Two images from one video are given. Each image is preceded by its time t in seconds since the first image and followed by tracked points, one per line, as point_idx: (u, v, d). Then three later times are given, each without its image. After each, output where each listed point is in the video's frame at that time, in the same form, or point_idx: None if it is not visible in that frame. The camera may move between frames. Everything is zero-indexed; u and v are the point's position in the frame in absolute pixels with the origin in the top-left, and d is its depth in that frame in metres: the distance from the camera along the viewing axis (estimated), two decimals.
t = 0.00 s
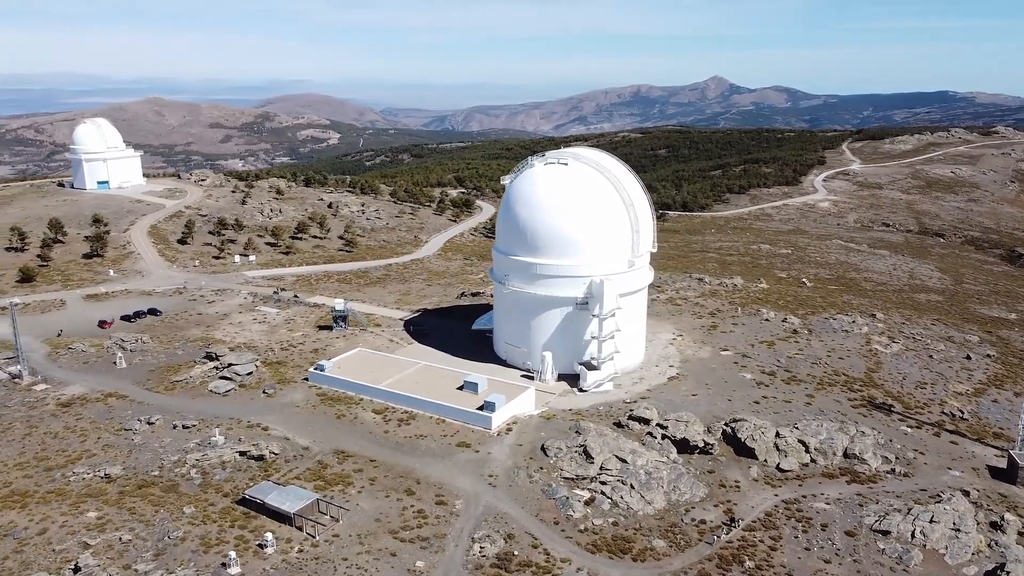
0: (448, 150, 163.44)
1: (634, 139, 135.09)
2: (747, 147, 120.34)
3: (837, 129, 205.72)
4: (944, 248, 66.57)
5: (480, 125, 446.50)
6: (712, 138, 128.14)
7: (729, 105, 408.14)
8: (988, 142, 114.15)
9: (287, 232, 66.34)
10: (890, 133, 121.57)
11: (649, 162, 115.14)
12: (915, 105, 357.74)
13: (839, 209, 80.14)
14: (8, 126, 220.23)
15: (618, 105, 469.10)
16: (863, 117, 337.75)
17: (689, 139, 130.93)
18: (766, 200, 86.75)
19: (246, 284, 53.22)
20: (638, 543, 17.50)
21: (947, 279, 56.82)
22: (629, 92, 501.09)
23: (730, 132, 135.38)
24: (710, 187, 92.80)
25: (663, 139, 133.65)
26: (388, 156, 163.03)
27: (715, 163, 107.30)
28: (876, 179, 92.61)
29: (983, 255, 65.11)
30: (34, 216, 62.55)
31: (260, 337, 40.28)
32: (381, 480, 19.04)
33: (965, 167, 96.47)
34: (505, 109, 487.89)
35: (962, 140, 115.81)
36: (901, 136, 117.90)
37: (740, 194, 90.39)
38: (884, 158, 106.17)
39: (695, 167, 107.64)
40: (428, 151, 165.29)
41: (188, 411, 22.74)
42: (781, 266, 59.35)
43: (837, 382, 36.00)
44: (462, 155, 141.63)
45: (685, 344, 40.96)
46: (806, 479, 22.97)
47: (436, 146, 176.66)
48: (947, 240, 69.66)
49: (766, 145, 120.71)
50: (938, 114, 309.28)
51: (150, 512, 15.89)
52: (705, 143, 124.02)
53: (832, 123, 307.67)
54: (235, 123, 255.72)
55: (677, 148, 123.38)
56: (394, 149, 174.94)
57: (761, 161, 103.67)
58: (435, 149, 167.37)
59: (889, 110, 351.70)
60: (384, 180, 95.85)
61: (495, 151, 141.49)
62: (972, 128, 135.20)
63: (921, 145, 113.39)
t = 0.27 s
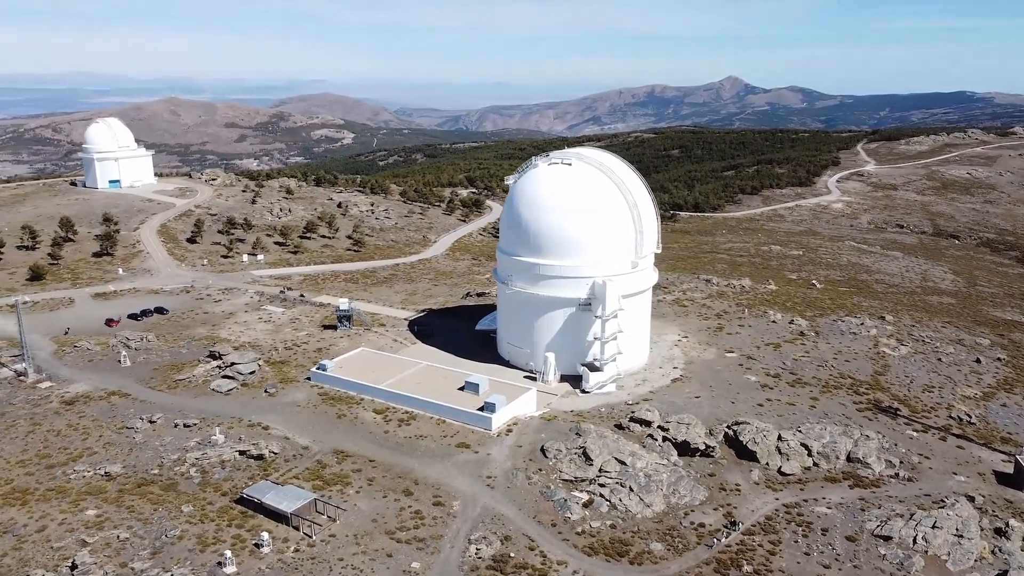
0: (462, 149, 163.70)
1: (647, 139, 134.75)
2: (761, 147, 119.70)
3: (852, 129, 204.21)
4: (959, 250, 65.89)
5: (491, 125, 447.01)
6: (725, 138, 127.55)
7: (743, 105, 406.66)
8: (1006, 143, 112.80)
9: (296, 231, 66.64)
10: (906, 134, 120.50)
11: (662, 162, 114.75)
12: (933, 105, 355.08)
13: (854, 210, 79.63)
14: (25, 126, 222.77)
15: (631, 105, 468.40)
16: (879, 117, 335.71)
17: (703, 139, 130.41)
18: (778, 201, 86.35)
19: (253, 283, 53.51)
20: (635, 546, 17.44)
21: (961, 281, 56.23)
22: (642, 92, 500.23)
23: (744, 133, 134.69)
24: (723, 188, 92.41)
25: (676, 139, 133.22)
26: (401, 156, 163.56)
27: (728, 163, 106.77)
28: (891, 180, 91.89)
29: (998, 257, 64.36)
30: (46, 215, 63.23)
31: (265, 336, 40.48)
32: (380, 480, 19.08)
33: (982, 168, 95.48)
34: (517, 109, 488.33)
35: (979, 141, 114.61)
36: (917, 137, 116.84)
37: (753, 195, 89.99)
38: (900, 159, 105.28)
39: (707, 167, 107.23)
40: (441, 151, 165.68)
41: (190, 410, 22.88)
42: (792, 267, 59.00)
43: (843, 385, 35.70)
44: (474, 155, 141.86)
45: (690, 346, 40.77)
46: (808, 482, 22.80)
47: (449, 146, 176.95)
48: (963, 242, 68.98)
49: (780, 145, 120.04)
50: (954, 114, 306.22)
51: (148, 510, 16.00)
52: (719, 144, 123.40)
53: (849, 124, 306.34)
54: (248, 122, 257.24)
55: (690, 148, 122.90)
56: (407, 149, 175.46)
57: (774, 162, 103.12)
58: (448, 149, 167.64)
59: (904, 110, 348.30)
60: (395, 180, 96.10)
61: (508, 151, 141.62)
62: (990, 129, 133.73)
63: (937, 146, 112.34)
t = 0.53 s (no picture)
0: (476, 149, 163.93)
1: (660, 139, 134.45)
2: (775, 147, 119.05)
3: (868, 130, 202.86)
4: (974, 252, 65.25)
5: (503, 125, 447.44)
6: (739, 139, 127.01)
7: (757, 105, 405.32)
8: None
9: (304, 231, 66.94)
10: (922, 134, 119.48)
11: (675, 162, 114.34)
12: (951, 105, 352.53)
13: (868, 211, 79.06)
14: (42, 125, 225.36)
15: (643, 105, 467.77)
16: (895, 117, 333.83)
17: (717, 139, 129.95)
18: (791, 202, 85.91)
19: (260, 282, 53.78)
20: (632, 549, 17.38)
21: (974, 283, 55.69)
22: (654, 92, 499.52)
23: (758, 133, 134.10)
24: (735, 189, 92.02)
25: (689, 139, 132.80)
26: (415, 156, 164.12)
27: (741, 164, 106.35)
28: (905, 181, 91.20)
29: (1013, 259, 63.66)
30: (57, 213, 63.88)
31: (270, 335, 40.68)
32: (378, 480, 19.11)
33: (999, 169, 94.54)
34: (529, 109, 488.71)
35: (996, 142, 113.43)
36: (933, 138, 115.81)
37: (766, 196, 89.57)
38: (915, 159, 104.43)
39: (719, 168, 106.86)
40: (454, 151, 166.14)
41: (191, 409, 23.03)
42: (803, 269, 58.66)
43: (848, 388, 35.42)
44: (487, 155, 142.08)
45: (695, 347, 40.59)
46: (810, 486, 22.64)
47: (463, 146, 177.11)
48: (978, 244, 68.32)
49: (794, 146, 119.38)
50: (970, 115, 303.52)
51: (146, 509, 16.10)
52: (732, 144, 122.83)
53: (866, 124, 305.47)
54: (261, 122, 258.76)
55: (702, 149, 122.45)
56: (421, 149, 175.93)
57: (788, 162, 102.55)
58: (461, 149, 167.95)
59: (919, 111, 344.95)
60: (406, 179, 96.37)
61: (521, 151, 141.76)
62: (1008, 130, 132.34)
63: (953, 146, 111.33)
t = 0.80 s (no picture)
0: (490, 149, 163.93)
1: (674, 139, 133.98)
2: (790, 148, 118.23)
3: (883, 130, 201.13)
4: (988, 254, 64.54)
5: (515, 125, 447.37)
6: (753, 139, 126.32)
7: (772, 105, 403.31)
8: None
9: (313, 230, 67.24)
10: (938, 135, 118.25)
11: (687, 163, 113.82)
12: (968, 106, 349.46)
13: (882, 212, 78.41)
14: (58, 125, 227.84)
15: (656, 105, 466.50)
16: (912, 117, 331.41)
17: (730, 139, 129.34)
18: (805, 203, 85.39)
19: (267, 281, 54.07)
20: (629, 552, 17.33)
21: (988, 286, 55.06)
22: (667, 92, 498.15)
23: (772, 133, 133.31)
24: (748, 189, 91.52)
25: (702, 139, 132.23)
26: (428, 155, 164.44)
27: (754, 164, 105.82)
28: (920, 182, 90.38)
29: None
30: (68, 212, 64.53)
31: (274, 334, 40.88)
32: (376, 480, 19.15)
33: (1016, 170, 93.46)
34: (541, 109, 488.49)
35: (1014, 143, 112.11)
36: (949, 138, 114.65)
37: (778, 197, 89.05)
38: (931, 160, 103.48)
39: (731, 168, 106.31)
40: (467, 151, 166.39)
41: (193, 407, 23.18)
42: (813, 270, 58.28)
43: (854, 391, 35.15)
44: (501, 155, 142.11)
45: (700, 349, 40.41)
46: (811, 489, 22.49)
47: (477, 146, 177.00)
48: (993, 245, 67.58)
49: (809, 146, 118.55)
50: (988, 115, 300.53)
51: (145, 507, 16.23)
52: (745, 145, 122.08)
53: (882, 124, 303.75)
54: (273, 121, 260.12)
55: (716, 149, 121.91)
56: (435, 148, 176.16)
57: (801, 163, 101.86)
58: (475, 149, 168.07)
59: (935, 111, 341.43)
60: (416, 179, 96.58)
61: (534, 151, 141.75)
62: None
63: (970, 147, 110.16)
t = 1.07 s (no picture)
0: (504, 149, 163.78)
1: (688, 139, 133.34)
2: (804, 149, 117.34)
3: (899, 130, 199.27)
4: (1003, 256, 63.79)
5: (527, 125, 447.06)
6: (767, 139, 125.50)
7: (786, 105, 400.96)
8: None
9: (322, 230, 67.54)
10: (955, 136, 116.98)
11: (699, 163, 113.31)
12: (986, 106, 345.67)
13: (895, 214, 77.68)
14: (73, 125, 230.25)
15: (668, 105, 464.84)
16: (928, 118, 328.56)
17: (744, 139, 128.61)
18: (817, 204, 84.82)
19: (274, 280, 54.36)
20: (625, 554, 17.29)
21: (1002, 288, 54.43)
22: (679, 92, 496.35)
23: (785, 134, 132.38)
24: (760, 190, 90.96)
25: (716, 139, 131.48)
26: (441, 155, 164.63)
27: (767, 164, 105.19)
28: (934, 183, 89.50)
29: None
30: (79, 211, 65.20)
31: (279, 333, 41.08)
32: (374, 480, 19.21)
33: None
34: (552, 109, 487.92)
35: None
36: (966, 139, 113.40)
37: (791, 198, 88.48)
38: (946, 161, 102.51)
39: (744, 169, 105.65)
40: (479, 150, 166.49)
41: (194, 406, 23.34)
42: (823, 272, 57.90)
43: (859, 395, 34.87)
44: (514, 155, 142.03)
45: (704, 351, 40.22)
46: (812, 493, 22.35)
47: (489, 146, 176.98)
48: (1008, 247, 66.80)
49: (824, 147, 117.63)
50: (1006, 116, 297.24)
51: (144, 504, 16.37)
52: (757, 145, 121.32)
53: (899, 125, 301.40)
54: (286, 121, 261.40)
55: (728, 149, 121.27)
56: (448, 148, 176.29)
57: (814, 164, 101.11)
58: (489, 149, 168.11)
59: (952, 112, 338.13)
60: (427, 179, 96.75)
61: (547, 151, 141.64)
62: None
63: (987, 148, 108.87)
